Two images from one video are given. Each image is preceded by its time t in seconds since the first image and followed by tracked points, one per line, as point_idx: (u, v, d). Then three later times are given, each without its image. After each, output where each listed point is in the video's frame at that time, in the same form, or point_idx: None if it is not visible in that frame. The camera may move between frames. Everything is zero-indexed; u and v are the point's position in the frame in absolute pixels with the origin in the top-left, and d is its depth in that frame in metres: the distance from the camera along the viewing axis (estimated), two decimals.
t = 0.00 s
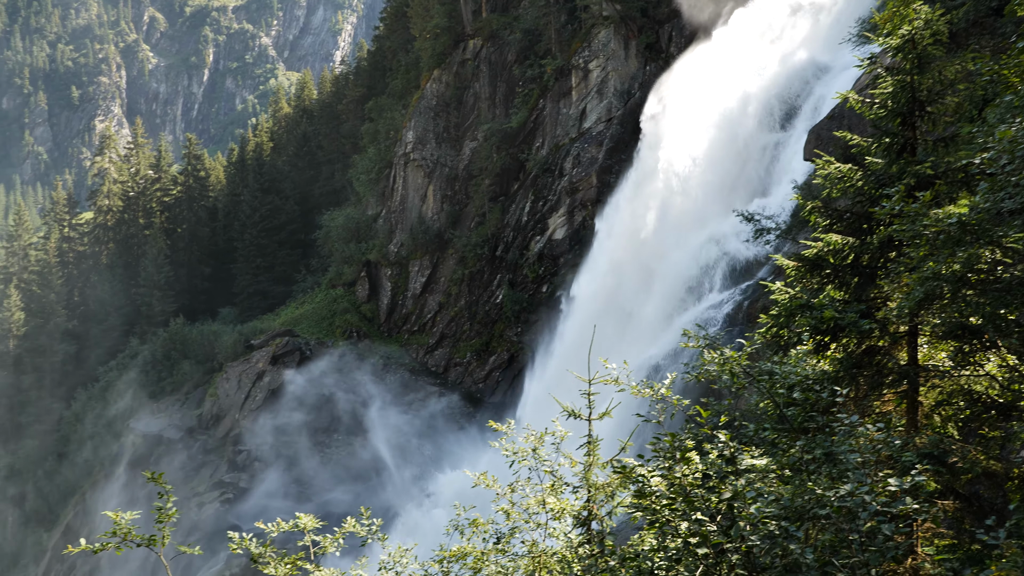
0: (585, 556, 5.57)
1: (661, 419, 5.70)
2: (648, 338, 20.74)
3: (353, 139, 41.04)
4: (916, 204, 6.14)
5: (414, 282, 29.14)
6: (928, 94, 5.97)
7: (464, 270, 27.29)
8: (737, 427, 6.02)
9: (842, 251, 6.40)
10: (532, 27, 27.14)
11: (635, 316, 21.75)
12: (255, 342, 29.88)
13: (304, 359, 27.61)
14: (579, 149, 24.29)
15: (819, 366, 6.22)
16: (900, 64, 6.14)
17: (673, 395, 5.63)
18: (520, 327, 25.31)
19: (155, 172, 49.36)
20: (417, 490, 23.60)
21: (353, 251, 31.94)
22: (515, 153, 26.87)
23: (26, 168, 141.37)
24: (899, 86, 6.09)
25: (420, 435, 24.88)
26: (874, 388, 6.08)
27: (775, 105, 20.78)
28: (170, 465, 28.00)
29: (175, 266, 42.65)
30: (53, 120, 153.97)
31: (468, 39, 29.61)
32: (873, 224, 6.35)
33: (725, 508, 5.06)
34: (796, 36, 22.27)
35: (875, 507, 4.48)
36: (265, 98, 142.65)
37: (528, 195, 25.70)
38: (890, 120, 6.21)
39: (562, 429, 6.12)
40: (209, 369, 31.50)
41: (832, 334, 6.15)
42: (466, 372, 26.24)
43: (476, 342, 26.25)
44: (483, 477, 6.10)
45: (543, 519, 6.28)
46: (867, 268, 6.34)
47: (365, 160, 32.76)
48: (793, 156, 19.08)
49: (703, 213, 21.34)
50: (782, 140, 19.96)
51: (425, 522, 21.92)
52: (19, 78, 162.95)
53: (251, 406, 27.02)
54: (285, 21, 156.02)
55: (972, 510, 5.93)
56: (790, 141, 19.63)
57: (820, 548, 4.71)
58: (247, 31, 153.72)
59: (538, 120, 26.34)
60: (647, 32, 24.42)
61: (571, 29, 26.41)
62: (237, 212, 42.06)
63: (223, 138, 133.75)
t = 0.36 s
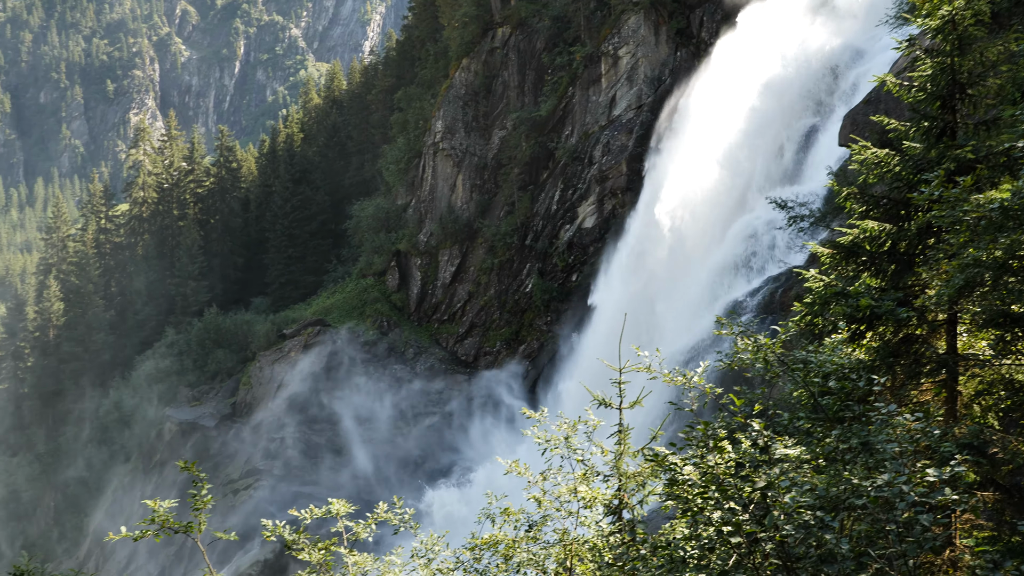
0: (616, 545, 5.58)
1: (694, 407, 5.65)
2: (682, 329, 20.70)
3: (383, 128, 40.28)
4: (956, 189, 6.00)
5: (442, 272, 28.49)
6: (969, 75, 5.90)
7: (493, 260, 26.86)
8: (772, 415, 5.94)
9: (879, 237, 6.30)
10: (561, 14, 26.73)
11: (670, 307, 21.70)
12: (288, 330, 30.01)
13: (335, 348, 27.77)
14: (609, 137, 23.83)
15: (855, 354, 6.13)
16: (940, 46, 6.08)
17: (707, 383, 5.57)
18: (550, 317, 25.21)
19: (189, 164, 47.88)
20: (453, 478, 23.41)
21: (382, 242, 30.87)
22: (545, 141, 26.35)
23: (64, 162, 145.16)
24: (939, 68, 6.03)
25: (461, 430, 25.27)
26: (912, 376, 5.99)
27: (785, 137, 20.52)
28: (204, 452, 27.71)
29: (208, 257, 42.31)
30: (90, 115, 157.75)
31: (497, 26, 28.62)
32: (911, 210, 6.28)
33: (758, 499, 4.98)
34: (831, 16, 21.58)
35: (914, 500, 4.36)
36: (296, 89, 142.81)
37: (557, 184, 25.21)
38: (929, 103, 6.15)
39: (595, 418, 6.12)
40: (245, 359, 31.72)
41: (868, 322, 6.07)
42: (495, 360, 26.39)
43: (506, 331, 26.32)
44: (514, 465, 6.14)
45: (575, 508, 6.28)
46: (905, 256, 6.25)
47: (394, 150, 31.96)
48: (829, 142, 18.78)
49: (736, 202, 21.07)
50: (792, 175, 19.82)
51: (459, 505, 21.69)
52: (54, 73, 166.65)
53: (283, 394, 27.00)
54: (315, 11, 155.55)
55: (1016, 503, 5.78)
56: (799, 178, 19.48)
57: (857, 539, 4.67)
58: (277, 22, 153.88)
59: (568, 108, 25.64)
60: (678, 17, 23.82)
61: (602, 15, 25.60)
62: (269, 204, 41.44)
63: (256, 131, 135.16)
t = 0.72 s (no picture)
0: (645, 528, 5.59)
1: (723, 390, 5.62)
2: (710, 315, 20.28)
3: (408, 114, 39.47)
4: (993, 167, 5.94)
5: (468, 257, 28.58)
6: (1008, 52, 5.92)
7: (518, 245, 26.92)
8: (804, 400, 5.88)
9: (913, 219, 6.31)
10: None
11: (697, 294, 21.27)
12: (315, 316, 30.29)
13: (362, 334, 27.83)
14: (635, 120, 23.57)
15: (888, 337, 6.07)
16: (978, 22, 6.12)
17: (737, 366, 5.56)
18: (576, 301, 25.34)
19: (217, 151, 47.82)
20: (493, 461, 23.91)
21: (409, 227, 30.78)
22: (571, 125, 26.13)
23: (96, 151, 148.80)
24: (977, 44, 6.08)
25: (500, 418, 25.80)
26: (946, 359, 5.90)
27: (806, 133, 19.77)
28: (236, 436, 27.99)
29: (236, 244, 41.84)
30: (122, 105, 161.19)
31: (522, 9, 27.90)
32: (946, 190, 6.30)
33: (789, 482, 4.85)
34: None
35: (948, 484, 4.26)
36: (320, 76, 142.46)
37: (583, 168, 25.19)
38: (966, 81, 6.22)
39: (624, 401, 6.13)
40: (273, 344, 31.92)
41: (901, 305, 6.04)
42: (521, 345, 26.63)
43: (532, 316, 26.48)
44: (544, 447, 6.17)
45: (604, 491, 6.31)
46: (939, 237, 6.24)
47: (419, 135, 31.48)
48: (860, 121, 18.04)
49: (763, 184, 20.38)
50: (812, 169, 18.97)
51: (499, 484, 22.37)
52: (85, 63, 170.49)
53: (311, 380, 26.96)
54: None
55: None
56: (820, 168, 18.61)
57: (889, 522, 4.63)
58: (301, 8, 153.41)
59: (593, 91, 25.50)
60: None
61: None
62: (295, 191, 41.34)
63: (281, 118, 136.09)
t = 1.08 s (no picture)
0: (668, 508, 5.62)
1: (748, 370, 5.57)
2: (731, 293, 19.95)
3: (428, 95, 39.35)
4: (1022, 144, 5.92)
5: (489, 239, 28.75)
6: None
7: (540, 226, 26.62)
8: (829, 380, 5.84)
9: (941, 197, 6.30)
10: None
11: (717, 273, 20.97)
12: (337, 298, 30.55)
13: (384, 315, 27.89)
14: (657, 99, 23.29)
15: (914, 317, 6.04)
16: None
17: (760, 347, 5.52)
18: (597, 283, 24.79)
19: (239, 134, 47.99)
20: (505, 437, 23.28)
21: (428, 208, 31.06)
22: (591, 105, 26.16)
23: (120, 135, 151.23)
24: (1009, 18, 6.05)
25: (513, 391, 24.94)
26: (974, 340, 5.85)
27: (816, 145, 19.78)
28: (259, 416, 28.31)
29: (258, 226, 42.26)
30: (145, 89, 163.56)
31: None
32: (974, 168, 6.26)
33: (813, 462, 4.76)
34: None
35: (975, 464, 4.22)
36: (340, 57, 142.79)
37: (604, 148, 24.88)
38: (998, 55, 6.16)
39: (646, 382, 6.16)
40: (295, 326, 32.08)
41: (928, 285, 6.01)
42: (543, 327, 26.05)
43: (553, 297, 25.79)
44: (565, 429, 6.19)
45: (625, 472, 6.33)
46: (968, 216, 6.18)
47: (440, 116, 31.38)
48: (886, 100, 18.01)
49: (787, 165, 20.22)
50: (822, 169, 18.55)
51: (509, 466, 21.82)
52: (110, 48, 173.26)
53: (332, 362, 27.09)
54: None
55: None
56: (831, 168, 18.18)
57: (915, 503, 4.61)
58: None
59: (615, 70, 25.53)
60: None
61: None
62: (316, 173, 41.51)
63: (302, 99, 137.16)
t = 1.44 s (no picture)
0: (692, 492, 5.61)
1: (774, 354, 5.53)
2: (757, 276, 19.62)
3: (451, 80, 38.54)
4: None
5: (512, 223, 28.69)
6: None
7: (563, 210, 26.56)
8: (857, 364, 5.78)
9: (974, 179, 6.22)
10: None
11: (743, 256, 20.63)
12: (361, 282, 30.78)
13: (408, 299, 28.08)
14: (681, 81, 23.03)
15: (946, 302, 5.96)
16: None
17: (787, 331, 5.48)
18: (621, 267, 24.60)
19: (262, 118, 47.76)
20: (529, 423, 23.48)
21: (451, 192, 31.09)
22: (615, 87, 25.96)
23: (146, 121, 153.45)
24: None
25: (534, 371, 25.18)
26: (1007, 324, 5.75)
27: (829, 151, 19.08)
28: (287, 398, 28.84)
29: (282, 211, 42.62)
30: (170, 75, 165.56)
31: None
32: (1008, 149, 6.19)
33: (841, 447, 4.70)
34: None
35: (1009, 449, 4.12)
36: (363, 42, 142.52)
37: (628, 131, 24.66)
38: None
39: (671, 366, 6.17)
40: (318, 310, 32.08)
41: (959, 269, 5.94)
42: (566, 311, 26.17)
43: (576, 282, 25.93)
44: (587, 412, 6.21)
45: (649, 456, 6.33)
46: (1002, 198, 6.09)
47: (463, 100, 31.56)
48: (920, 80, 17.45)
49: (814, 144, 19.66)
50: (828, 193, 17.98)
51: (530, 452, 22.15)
52: (136, 35, 175.56)
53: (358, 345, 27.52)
54: None
55: None
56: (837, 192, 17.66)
57: (945, 489, 4.53)
58: None
59: (638, 51, 25.28)
60: None
61: None
62: (340, 158, 41.66)
63: (325, 84, 137.96)
